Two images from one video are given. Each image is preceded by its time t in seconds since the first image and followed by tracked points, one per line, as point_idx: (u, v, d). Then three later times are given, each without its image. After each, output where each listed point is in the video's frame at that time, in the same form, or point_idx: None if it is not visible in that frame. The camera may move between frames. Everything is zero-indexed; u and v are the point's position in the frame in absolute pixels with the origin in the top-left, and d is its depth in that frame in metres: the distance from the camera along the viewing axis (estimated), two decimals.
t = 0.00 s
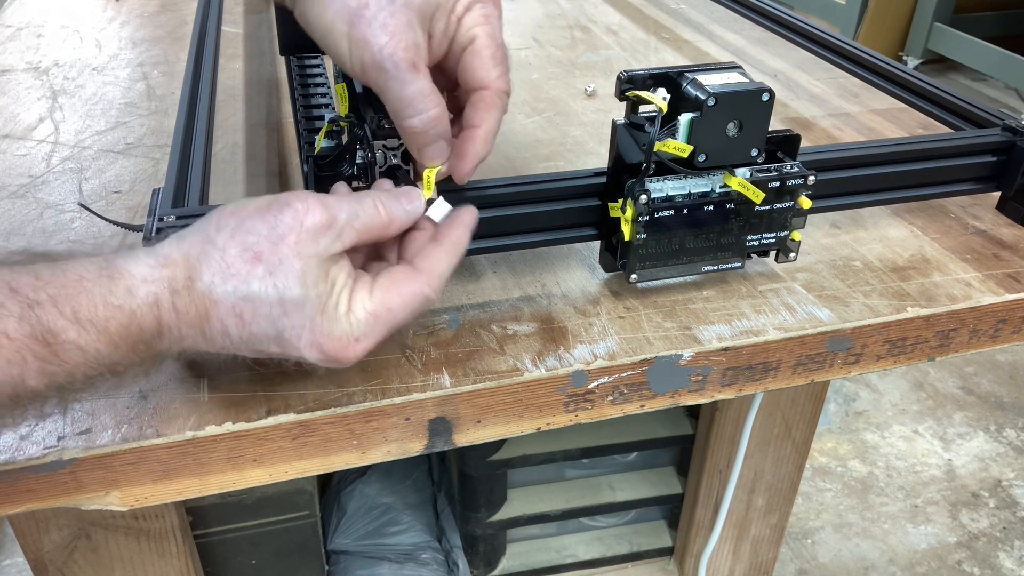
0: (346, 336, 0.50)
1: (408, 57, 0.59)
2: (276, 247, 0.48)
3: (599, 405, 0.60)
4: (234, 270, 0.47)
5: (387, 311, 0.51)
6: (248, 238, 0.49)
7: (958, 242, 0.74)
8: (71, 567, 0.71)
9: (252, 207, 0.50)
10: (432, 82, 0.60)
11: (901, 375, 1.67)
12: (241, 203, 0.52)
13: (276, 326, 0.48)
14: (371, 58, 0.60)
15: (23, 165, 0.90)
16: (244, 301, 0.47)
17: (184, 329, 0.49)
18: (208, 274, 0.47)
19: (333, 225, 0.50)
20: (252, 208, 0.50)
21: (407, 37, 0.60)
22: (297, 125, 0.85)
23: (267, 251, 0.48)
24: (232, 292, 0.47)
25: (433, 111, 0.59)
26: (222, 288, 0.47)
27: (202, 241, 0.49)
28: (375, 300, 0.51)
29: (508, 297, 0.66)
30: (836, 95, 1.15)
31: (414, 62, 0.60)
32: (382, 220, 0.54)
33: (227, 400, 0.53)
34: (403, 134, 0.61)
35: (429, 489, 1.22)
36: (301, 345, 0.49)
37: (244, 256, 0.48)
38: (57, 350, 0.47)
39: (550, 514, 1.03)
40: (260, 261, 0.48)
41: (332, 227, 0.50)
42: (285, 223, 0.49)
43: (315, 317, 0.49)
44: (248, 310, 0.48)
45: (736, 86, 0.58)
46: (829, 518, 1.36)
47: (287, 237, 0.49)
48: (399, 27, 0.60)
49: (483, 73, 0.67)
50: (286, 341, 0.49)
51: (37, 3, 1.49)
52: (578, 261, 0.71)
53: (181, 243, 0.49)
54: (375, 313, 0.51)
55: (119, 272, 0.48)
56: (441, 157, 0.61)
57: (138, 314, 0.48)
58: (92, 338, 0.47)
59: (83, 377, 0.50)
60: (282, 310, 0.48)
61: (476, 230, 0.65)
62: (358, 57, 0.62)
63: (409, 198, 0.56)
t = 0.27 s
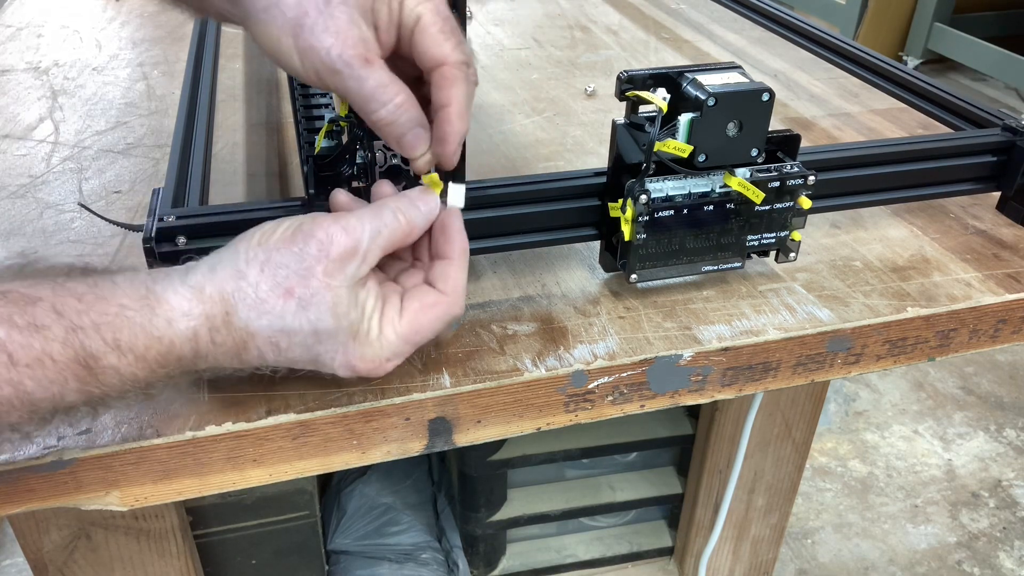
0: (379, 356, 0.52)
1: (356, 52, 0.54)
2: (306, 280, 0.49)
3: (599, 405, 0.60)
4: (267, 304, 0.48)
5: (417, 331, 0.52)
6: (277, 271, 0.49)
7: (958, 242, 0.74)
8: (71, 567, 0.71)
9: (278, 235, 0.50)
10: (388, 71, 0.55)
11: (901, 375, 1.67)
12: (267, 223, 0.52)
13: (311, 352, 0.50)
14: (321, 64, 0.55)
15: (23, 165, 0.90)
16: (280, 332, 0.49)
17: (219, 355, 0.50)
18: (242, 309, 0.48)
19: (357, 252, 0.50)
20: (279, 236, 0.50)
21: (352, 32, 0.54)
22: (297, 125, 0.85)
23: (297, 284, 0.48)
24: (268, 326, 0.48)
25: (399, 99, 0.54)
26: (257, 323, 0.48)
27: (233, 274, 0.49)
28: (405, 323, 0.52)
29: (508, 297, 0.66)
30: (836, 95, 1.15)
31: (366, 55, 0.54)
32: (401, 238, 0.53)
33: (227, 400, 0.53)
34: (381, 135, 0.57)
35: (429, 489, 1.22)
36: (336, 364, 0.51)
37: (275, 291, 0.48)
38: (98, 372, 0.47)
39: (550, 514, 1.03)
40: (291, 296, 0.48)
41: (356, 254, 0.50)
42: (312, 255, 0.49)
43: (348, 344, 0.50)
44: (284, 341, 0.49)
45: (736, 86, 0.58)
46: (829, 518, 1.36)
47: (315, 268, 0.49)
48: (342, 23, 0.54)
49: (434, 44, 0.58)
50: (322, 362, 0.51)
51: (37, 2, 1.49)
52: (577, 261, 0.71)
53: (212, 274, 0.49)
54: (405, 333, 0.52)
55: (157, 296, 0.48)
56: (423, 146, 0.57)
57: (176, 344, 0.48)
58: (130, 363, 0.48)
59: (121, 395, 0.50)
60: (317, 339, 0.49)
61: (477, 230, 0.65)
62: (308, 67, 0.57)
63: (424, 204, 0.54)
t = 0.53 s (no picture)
0: (405, 325, 0.51)
1: (294, 65, 0.55)
2: (319, 245, 0.49)
3: (599, 405, 0.60)
4: (283, 273, 0.48)
5: (439, 295, 0.52)
6: (289, 241, 0.49)
7: (958, 242, 0.74)
8: (71, 567, 0.71)
9: (288, 213, 0.51)
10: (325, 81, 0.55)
11: (901, 375, 1.67)
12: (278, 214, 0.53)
13: (333, 323, 0.49)
14: (266, 87, 0.57)
15: (23, 165, 0.90)
16: (299, 301, 0.48)
17: (241, 340, 0.49)
18: (257, 281, 0.48)
19: (368, 214, 0.51)
20: (288, 214, 0.51)
21: (286, 44, 0.56)
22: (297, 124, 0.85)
23: (311, 250, 0.49)
24: (286, 295, 0.48)
25: (339, 110, 0.55)
26: (275, 293, 0.48)
27: (246, 253, 0.49)
28: (427, 288, 0.52)
29: (508, 297, 0.66)
30: (836, 95, 1.15)
31: (304, 66, 0.56)
32: (413, 200, 0.53)
33: (229, 399, 0.53)
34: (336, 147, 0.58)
35: (429, 489, 1.22)
36: (359, 338, 0.50)
37: (288, 259, 0.49)
38: (117, 361, 0.47)
39: (550, 514, 1.03)
40: (306, 262, 0.49)
41: (368, 217, 0.50)
42: (323, 221, 0.50)
43: (371, 309, 0.49)
44: (304, 311, 0.48)
45: (736, 86, 0.58)
46: (829, 518, 1.36)
47: (327, 233, 0.49)
48: (274, 39, 0.56)
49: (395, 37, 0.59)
50: (346, 338, 0.50)
51: (36, 2, 1.49)
52: (578, 261, 0.71)
53: (226, 258, 0.49)
54: (428, 299, 0.52)
55: (176, 286, 0.48)
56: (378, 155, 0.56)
57: (192, 326, 0.47)
58: (148, 350, 0.47)
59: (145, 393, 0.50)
60: (337, 307, 0.49)
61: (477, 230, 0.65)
62: (255, 88, 0.59)
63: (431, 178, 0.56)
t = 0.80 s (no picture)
0: (415, 285, 0.50)
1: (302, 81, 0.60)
2: (315, 220, 0.50)
3: (599, 405, 0.60)
4: (283, 251, 0.49)
5: (443, 250, 0.51)
6: (287, 223, 0.50)
7: (958, 242, 0.74)
8: (71, 567, 0.71)
9: (284, 203, 0.52)
10: (333, 92, 0.59)
11: (901, 375, 1.67)
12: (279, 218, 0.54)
13: (341, 292, 0.48)
14: (281, 106, 0.62)
15: (23, 165, 0.90)
16: (303, 275, 0.48)
17: (249, 328, 0.48)
18: (259, 262, 0.49)
19: (361, 184, 0.51)
20: (285, 204, 0.52)
21: (293, 61, 0.61)
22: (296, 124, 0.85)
23: (309, 227, 0.50)
24: (288, 271, 0.48)
25: (349, 117, 0.57)
26: (278, 270, 0.48)
27: (247, 243, 0.50)
28: (430, 243, 0.51)
29: (508, 297, 0.66)
30: (836, 95, 1.15)
31: (311, 80, 0.60)
32: (403, 167, 0.54)
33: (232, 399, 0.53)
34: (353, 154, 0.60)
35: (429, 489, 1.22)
36: (370, 305, 0.49)
37: (288, 237, 0.49)
38: (119, 355, 0.46)
39: (550, 514, 1.03)
40: (304, 237, 0.49)
41: (360, 184, 0.51)
42: (317, 197, 0.51)
43: (377, 269, 0.49)
44: (309, 285, 0.48)
45: (736, 86, 0.58)
46: (829, 518, 1.36)
47: (321, 208, 0.50)
48: (280, 59, 0.61)
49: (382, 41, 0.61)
50: (357, 307, 0.49)
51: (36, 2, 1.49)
52: (578, 261, 0.71)
53: (228, 253, 0.50)
54: (432, 255, 0.51)
55: (178, 284, 0.49)
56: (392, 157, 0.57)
57: (195, 315, 0.48)
58: (150, 340, 0.47)
59: (150, 402, 0.48)
60: (342, 274, 0.48)
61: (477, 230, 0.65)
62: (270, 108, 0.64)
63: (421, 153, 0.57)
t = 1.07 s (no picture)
0: (422, 268, 0.50)
1: (298, 55, 0.59)
2: (318, 217, 0.51)
3: (599, 405, 0.60)
4: (288, 249, 0.50)
5: (444, 231, 0.52)
6: (289, 223, 0.51)
7: (958, 242, 0.74)
8: (71, 567, 0.71)
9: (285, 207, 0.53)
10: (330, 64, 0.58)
11: (901, 375, 1.67)
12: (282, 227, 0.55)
13: (350, 283, 0.49)
14: (276, 85, 0.61)
15: (23, 165, 0.90)
16: (310, 270, 0.49)
17: (260, 329, 0.48)
18: (266, 263, 0.49)
19: (360, 179, 0.53)
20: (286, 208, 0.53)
21: (289, 38, 0.60)
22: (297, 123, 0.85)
23: (312, 224, 0.51)
24: (295, 268, 0.49)
25: (348, 84, 0.57)
26: (285, 268, 0.49)
27: (252, 247, 0.51)
28: (431, 226, 0.52)
29: (508, 297, 0.66)
30: (836, 95, 1.15)
31: (307, 54, 0.59)
32: (397, 161, 0.55)
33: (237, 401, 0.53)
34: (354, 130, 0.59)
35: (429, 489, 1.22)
36: (380, 293, 0.49)
37: (292, 236, 0.50)
38: (128, 359, 0.46)
39: (550, 514, 1.03)
40: (308, 234, 0.50)
41: (358, 179, 0.53)
42: (317, 195, 0.52)
43: (382, 256, 0.49)
44: (317, 280, 0.49)
45: (736, 86, 0.58)
46: (829, 518, 1.36)
47: (322, 204, 0.51)
48: (275, 36, 0.60)
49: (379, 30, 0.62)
50: (367, 296, 0.49)
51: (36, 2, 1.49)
52: (578, 261, 0.71)
53: (233, 258, 0.51)
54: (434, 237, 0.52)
55: (187, 290, 0.50)
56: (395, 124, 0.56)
57: (205, 318, 0.48)
58: (159, 344, 0.47)
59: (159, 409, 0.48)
60: (349, 264, 0.49)
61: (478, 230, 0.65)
62: (266, 91, 0.63)
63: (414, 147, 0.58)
